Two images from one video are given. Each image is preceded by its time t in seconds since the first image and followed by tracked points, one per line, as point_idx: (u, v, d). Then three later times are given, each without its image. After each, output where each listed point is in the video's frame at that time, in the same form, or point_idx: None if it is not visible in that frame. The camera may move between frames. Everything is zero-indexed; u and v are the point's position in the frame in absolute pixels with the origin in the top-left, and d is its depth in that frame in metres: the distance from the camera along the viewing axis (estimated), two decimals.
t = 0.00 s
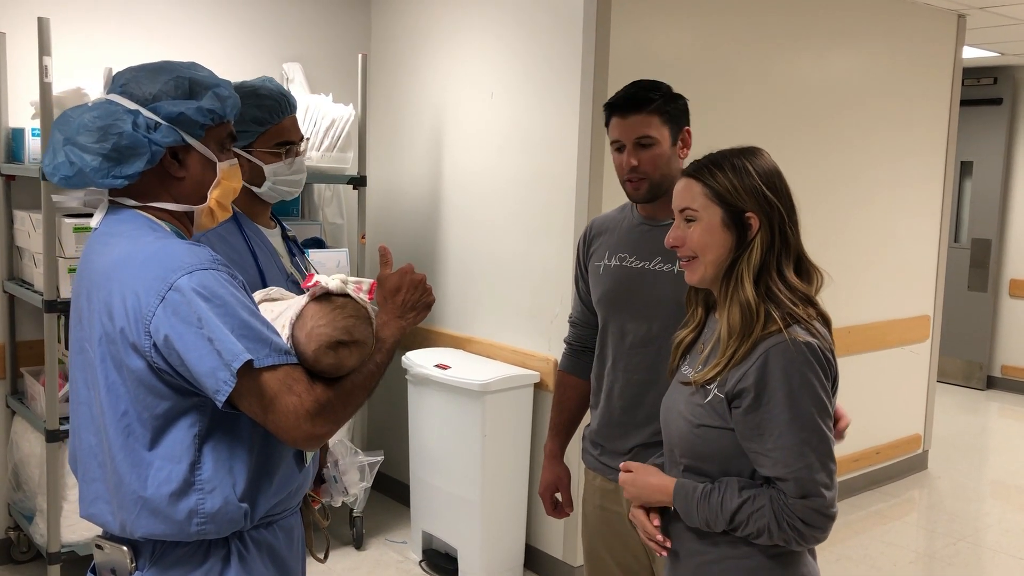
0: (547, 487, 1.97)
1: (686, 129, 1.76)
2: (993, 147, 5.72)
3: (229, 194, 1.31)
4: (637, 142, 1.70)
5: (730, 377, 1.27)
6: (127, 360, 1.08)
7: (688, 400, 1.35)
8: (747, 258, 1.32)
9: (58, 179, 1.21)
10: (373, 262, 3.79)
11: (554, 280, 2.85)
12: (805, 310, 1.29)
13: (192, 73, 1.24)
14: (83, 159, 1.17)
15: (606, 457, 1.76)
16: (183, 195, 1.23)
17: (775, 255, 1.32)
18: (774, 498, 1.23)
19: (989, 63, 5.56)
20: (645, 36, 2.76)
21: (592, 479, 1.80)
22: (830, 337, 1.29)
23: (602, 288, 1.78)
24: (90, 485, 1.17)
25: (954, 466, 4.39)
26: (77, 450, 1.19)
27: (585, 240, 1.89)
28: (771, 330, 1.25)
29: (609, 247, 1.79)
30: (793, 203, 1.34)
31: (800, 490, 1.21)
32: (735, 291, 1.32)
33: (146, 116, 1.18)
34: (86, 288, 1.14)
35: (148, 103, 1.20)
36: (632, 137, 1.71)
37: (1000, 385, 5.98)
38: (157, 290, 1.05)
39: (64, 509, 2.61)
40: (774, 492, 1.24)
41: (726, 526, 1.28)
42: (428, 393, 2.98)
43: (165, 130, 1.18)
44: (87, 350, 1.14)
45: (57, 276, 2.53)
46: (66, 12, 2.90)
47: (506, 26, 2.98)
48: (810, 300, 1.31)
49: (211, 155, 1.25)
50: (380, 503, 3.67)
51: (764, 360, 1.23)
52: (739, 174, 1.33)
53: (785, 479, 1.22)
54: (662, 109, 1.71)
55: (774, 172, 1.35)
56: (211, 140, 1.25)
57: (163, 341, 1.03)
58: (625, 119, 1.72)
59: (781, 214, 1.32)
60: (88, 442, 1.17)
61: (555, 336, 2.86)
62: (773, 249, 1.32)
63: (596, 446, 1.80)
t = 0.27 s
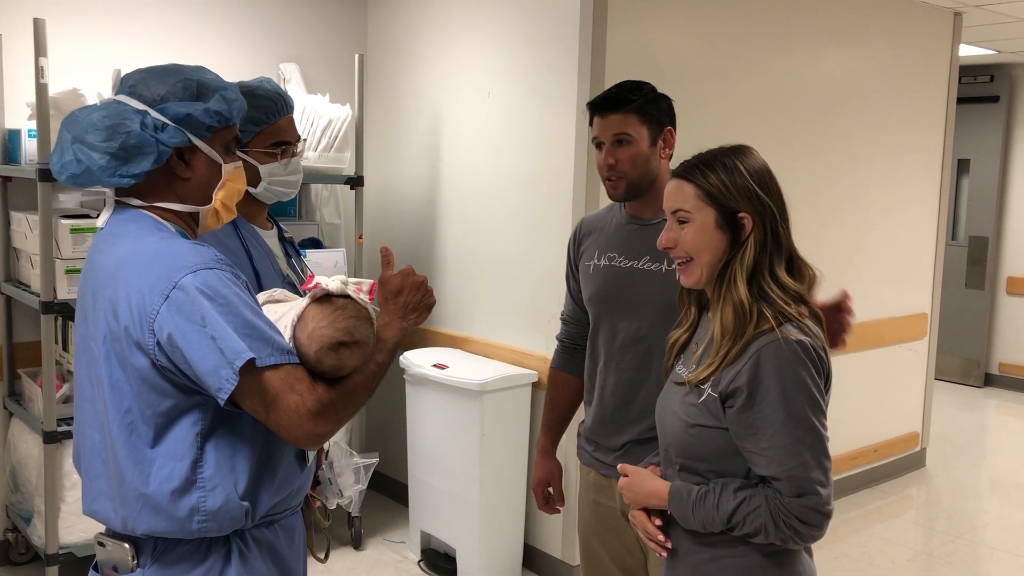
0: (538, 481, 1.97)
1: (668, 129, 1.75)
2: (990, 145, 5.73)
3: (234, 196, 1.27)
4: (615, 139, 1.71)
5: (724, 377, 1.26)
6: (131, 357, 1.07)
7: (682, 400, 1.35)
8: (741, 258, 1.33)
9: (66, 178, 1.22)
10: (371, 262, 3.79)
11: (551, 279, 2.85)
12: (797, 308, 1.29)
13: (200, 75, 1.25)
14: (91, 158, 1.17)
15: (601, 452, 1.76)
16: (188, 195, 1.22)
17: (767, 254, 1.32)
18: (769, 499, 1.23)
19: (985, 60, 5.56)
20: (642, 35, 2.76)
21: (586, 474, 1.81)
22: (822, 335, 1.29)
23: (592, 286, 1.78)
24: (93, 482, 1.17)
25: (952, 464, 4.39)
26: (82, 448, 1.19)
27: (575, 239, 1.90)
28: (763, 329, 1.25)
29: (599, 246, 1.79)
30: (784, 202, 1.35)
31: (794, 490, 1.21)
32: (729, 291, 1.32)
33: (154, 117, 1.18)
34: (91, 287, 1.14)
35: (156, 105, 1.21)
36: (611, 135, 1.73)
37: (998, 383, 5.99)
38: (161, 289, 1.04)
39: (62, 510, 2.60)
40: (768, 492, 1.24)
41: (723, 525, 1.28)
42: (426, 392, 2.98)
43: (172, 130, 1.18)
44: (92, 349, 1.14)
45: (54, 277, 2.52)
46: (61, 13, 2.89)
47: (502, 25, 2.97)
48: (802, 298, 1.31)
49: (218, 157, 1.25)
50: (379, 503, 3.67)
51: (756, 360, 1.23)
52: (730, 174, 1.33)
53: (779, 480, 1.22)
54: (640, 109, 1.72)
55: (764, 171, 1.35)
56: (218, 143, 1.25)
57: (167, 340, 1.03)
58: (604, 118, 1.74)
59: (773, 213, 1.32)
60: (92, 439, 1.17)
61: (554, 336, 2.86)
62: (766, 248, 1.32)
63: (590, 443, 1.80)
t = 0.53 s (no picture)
0: (537, 479, 1.97)
1: (667, 128, 1.77)
2: (987, 143, 5.74)
3: (238, 196, 1.26)
4: (610, 124, 1.73)
5: (715, 375, 1.26)
6: (133, 354, 1.07)
7: (675, 400, 1.35)
8: (734, 257, 1.32)
9: (71, 176, 1.22)
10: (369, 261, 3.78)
11: (548, 277, 2.85)
12: (790, 308, 1.28)
13: (203, 76, 1.25)
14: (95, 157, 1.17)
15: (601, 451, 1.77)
16: (192, 195, 1.22)
17: (761, 254, 1.32)
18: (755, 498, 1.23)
19: (982, 58, 5.57)
20: (639, 34, 2.75)
21: (586, 471, 1.82)
22: (815, 335, 1.29)
23: (587, 286, 1.77)
24: (95, 478, 1.17)
25: (950, 462, 4.40)
26: (85, 445, 1.20)
27: (569, 238, 1.89)
28: (754, 330, 1.25)
29: (593, 246, 1.79)
30: (776, 201, 1.35)
31: (782, 492, 1.21)
32: (721, 290, 1.32)
33: (158, 117, 1.18)
34: (94, 284, 1.14)
35: (160, 105, 1.21)
36: (610, 119, 1.75)
37: (996, 380, 6.00)
38: (163, 286, 1.04)
39: (60, 510, 2.59)
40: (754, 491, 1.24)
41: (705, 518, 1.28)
42: (423, 391, 2.98)
43: (175, 130, 1.18)
44: (95, 346, 1.14)
45: (50, 277, 2.51)
46: (57, 12, 2.89)
47: (499, 23, 2.97)
48: (796, 299, 1.30)
49: (221, 158, 1.24)
50: (377, 502, 3.67)
51: (748, 360, 1.23)
52: (724, 173, 1.33)
53: (767, 480, 1.22)
54: (644, 102, 1.74)
55: (757, 169, 1.35)
56: (221, 143, 1.25)
57: (169, 337, 1.03)
58: (609, 102, 1.77)
59: (767, 212, 1.32)
60: (95, 436, 1.18)
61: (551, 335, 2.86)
62: (760, 248, 1.32)
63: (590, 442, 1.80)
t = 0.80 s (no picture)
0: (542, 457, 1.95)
1: (678, 132, 1.78)
2: (985, 141, 5.74)
3: (241, 196, 1.26)
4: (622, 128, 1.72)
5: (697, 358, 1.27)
6: (135, 348, 1.09)
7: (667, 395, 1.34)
8: (727, 257, 1.30)
9: (74, 177, 1.22)
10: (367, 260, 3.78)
11: (547, 276, 2.84)
12: (779, 304, 1.26)
13: (204, 75, 1.24)
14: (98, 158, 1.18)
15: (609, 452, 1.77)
16: (193, 194, 1.22)
17: (754, 253, 1.31)
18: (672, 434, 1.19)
19: (980, 56, 5.58)
20: (638, 31, 2.75)
21: (593, 473, 1.82)
22: (805, 331, 1.27)
23: (592, 285, 1.77)
24: (97, 472, 1.18)
25: (949, 460, 4.40)
26: (88, 439, 1.21)
27: (574, 237, 1.88)
28: (740, 322, 1.24)
29: (599, 244, 1.78)
30: (768, 197, 1.33)
31: (707, 445, 1.19)
32: (712, 290, 1.30)
33: (159, 116, 1.17)
34: (98, 280, 1.15)
35: (160, 105, 1.20)
36: (620, 120, 1.74)
37: (994, 378, 6.01)
38: (165, 280, 1.06)
39: (57, 509, 2.59)
40: (674, 435, 1.19)
41: (591, 445, 1.20)
42: (421, 389, 2.97)
43: (175, 129, 1.18)
44: (98, 340, 1.15)
45: (47, 275, 2.50)
46: (54, 9, 2.88)
47: (496, 21, 2.97)
48: (786, 297, 1.28)
49: (222, 157, 1.24)
50: (375, 501, 3.66)
51: (725, 344, 1.22)
52: (717, 171, 1.30)
53: (693, 427, 1.19)
54: (656, 104, 1.74)
55: (750, 167, 1.33)
56: (222, 142, 1.24)
57: (171, 330, 1.05)
58: (619, 103, 1.75)
59: (760, 209, 1.31)
60: (96, 430, 1.19)
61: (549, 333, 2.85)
62: (752, 247, 1.30)
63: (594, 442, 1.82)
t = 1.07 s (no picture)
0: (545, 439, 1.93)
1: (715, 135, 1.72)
2: (983, 141, 5.75)
3: (221, 187, 1.24)
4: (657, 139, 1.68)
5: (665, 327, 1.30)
6: (136, 340, 1.09)
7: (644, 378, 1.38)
8: (706, 257, 1.30)
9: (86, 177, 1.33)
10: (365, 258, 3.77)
11: (546, 275, 2.84)
12: (748, 294, 1.28)
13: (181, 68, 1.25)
14: (90, 157, 1.26)
15: (620, 455, 1.77)
16: (168, 185, 1.23)
17: (733, 252, 1.31)
18: (611, 341, 1.17)
19: (979, 56, 5.58)
20: (637, 30, 2.75)
21: (605, 476, 1.81)
22: (773, 321, 1.28)
23: (621, 285, 1.77)
24: (97, 464, 1.18)
25: (946, 459, 4.41)
26: (90, 432, 1.21)
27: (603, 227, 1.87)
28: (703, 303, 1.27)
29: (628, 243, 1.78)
30: (752, 196, 1.33)
31: (646, 361, 1.17)
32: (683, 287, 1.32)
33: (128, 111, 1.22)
34: (99, 274, 1.16)
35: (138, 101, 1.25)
36: (656, 130, 1.69)
37: (992, 378, 6.02)
38: (166, 271, 1.07)
39: (55, 507, 2.58)
40: (616, 341, 1.17)
41: (507, 352, 1.15)
42: (419, 388, 2.97)
43: (140, 122, 1.21)
44: (98, 333, 1.16)
45: (45, 273, 2.50)
46: (52, 8, 2.87)
47: (495, 20, 2.97)
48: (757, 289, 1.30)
49: (195, 148, 1.24)
50: (373, 499, 3.66)
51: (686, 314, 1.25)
52: (703, 171, 1.29)
53: (636, 339, 1.18)
54: (691, 109, 1.68)
55: (736, 167, 1.33)
56: (198, 135, 1.25)
57: (171, 321, 1.06)
58: (654, 110, 1.70)
59: (743, 208, 1.31)
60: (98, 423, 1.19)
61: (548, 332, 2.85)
62: (732, 248, 1.31)
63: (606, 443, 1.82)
